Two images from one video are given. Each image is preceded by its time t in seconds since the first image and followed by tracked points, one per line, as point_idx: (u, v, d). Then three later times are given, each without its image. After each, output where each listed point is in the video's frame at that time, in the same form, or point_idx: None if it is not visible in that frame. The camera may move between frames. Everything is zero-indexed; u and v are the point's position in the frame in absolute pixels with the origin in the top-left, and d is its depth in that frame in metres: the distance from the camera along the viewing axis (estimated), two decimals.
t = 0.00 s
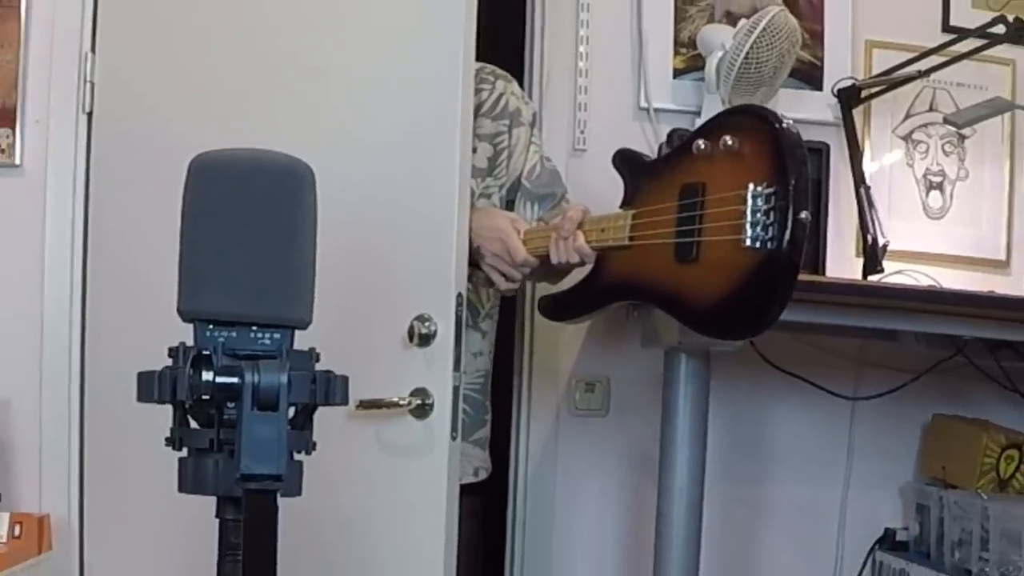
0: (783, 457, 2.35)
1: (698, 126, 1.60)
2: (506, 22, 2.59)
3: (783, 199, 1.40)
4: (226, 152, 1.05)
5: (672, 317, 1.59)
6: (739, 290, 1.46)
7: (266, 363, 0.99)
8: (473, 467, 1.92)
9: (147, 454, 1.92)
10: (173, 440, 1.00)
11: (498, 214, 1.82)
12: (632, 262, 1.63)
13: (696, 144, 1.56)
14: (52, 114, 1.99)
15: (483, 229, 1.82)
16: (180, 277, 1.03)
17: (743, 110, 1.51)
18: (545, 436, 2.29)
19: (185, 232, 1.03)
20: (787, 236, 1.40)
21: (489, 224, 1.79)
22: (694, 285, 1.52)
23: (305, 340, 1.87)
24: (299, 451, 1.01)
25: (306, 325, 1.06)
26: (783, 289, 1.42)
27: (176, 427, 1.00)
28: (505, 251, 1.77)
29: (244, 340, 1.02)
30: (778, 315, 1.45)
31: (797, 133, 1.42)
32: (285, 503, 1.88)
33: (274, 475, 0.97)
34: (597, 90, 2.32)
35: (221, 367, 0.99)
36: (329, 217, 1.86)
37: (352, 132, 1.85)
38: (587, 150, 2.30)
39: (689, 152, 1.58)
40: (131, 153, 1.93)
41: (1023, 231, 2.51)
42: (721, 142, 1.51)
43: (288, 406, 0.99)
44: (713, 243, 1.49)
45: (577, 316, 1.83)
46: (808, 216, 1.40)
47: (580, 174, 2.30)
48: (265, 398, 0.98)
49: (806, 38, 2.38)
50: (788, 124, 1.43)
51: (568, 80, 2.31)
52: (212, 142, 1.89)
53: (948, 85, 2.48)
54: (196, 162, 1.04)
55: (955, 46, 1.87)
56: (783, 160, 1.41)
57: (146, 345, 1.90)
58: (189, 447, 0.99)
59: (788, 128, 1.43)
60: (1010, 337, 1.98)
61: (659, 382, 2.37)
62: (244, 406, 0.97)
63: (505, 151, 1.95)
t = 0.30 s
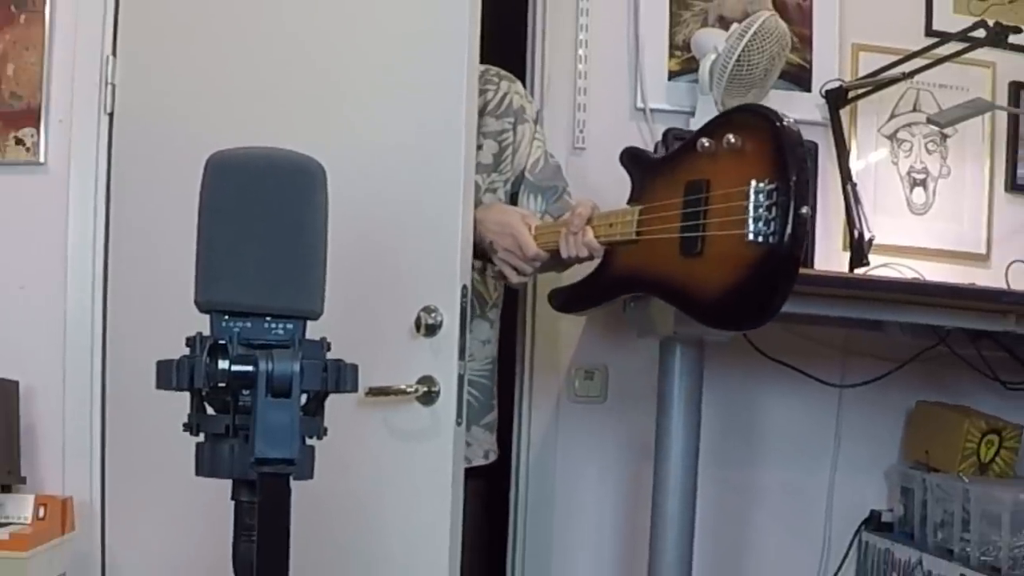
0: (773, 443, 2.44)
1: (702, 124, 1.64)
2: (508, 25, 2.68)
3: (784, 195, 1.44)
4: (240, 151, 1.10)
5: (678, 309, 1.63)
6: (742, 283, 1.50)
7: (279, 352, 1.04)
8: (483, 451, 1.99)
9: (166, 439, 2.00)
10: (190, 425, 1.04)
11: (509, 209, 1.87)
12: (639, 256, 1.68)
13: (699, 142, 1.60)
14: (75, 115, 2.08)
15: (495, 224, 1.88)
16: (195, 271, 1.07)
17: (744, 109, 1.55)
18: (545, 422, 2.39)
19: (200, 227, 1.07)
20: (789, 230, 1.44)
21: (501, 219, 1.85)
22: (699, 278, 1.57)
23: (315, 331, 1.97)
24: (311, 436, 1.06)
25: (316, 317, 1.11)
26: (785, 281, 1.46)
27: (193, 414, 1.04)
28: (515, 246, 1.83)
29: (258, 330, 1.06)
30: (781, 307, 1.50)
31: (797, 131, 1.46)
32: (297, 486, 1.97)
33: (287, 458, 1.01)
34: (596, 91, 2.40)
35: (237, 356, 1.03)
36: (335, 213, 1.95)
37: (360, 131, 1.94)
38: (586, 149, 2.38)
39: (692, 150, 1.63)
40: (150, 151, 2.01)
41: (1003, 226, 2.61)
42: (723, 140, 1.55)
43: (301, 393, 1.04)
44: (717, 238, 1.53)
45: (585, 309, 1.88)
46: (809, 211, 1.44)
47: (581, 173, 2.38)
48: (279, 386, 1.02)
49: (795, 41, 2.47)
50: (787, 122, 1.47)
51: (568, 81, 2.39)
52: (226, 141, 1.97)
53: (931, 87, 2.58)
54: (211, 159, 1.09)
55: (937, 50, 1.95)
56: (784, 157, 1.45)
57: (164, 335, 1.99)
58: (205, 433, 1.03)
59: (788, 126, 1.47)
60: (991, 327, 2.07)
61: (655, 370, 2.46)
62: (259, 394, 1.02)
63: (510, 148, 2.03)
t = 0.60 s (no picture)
0: (763, 428, 2.54)
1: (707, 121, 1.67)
2: (510, 27, 2.77)
3: (785, 187, 1.46)
4: (256, 149, 1.14)
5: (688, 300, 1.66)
6: (746, 273, 1.52)
7: (292, 341, 1.08)
8: (494, 434, 2.07)
9: (185, 424, 2.11)
10: (208, 411, 1.08)
11: (523, 206, 1.91)
12: (650, 249, 1.72)
13: (704, 137, 1.63)
14: (97, 117, 2.19)
15: (510, 221, 1.91)
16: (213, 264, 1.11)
17: (748, 105, 1.57)
18: (546, 407, 2.49)
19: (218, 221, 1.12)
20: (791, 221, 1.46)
21: (515, 217, 1.88)
22: (706, 269, 1.59)
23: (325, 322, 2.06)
24: (323, 422, 1.09)
25: (328, 308, 1.15)
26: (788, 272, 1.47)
27: (210, 401, 1.09)
28: (528, 241, 1.86)
29: (273, 320, 1.10)
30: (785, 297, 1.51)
31: (798, 124, 1.47)
32: (310, 469, 2.07)
33: (301, 443, 1.05)
34: (595, 91, 2.50)
35: (252, 344, 1.07)
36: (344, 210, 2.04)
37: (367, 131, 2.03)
38: (585, 147, 2.48)
39: (699, 145, 1.66)
40: (169, 151, 2.11)
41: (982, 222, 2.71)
42: (728, 135, 1.58)
43: (313, 380, 1.08)
44: (723, 230, 1.56)
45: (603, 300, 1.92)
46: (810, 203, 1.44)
47: (583, 170, 2.48)
48: (292, 373, 1.06)
49: (784, 45, 2.57)
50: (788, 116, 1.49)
51: (568, 83, 2.49)
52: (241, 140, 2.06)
53: (914, 89, 2.67)
54: (228, 157, 1.13)
55: (919, 52, 2.05)
56: (785, 150, 1.47)
57: (183, 325, 2.09)
58: (222, 419, 1.07)
59: (789, 119, 1.49)
60: (970, 317, 2.16)
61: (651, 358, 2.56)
62: (273, 381, 1.06)
63: (515, 143, 2.11)
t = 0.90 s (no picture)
0: (753, 414, 2.65)
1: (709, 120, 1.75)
2: (513, 30, 2.88)
3: (785, 185, 1.53)
4: (271, 148, 1.20)
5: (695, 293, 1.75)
6: (749, 268, 1.60)
7: (306, 330, 1.14)
8: (502, 417, 2.18)
9: (203, 409, 2.21)
10: (226, 395, 1.15)
11: (532, 202, 1.98)
12: (659, 244, 1.80)
13: (707, 136, 1.71)
14: (120, 118, 2.31)
15: (521, 217, 1.98)
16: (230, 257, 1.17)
17: (749, 105, 1.65)
18: (547, 393, 2.60)
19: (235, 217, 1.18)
20: (790, 218, 1.53)
21: (526, 213, 1.95)
22: (711, 264, 1.68)
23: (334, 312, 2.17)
24: (334, 407, 1.16)
25: (339, 298, 1.21)
26: (789, 267, 1.55)
27: (228, 386, 1.15)
28: (540, 237, 1.93)
29: (287, 310, 1.16)
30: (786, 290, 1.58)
31: (797, 124, 1.55)
32: (322, 452, 2.18)
33: (313, 427, 1.11)
34: (593, 92, 2.60)
35: (267, 333, 1.13)
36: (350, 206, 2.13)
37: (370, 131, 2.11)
38: (584, 146, 2.58)
39: (704, 144, 1.74)
40: (186, 150, 2.23)
41: (961, 217, 2.82)
42: (730, 134, 1.66)
43: (326, 367, 1.14)
44: (727, 226, 1.64)
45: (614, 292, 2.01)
46: (809, 200, 1.52)
47: (583, 168, 2.59)
48: (305, 360, 1.12)
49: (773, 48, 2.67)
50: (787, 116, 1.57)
51: (568, 84, 2.60)
52: (256, 140, 2.17)
53: (897, 90, 2.77)
54: (245, 155, 1.19)
55: (902, 56, 2.15)
56: (784, 150, 1.54)
57: (201, 315, 2.20)
58: (239, 402, 1.13)
59: (788, 119, 1.57)
60: (952, 308, 2.26)
61: (646, 346, 2.67)
62: (288, 368, 1.12)
63: (518, 139, 2.20)
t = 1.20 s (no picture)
0: (743, 400, 2.77)
1: (717, 115, 1.83)
2: (515, 31, 3.00)
3: (791, 174, 1.59)
4: (286, 148, 1.32)
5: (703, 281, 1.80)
6: (756, 255, 1.65)
7: (319, 320, 1.23)
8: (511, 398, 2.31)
9: (222, 395, 2.34)
10: (244, 381, 1.25)
11: (545, 196, 2.09)
12: (670, 234, 1.87)
13: (717, 130, 1.78)
14: (143, 120, 2.43)
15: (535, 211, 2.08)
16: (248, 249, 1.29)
17: (757, 99, 1.71)
18: (548, 378, 2.72)
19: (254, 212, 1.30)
20: (797, 206, 1.58)
21: (539, 206, 2.06)
22: (718, 253, 1.73)
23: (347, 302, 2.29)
24: (345, 391, 1.26)
25: (349, 288, 1.33)
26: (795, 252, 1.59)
27: (246, 372, 1.25)
28: (553, 228, 2.04)
29: (300, 300, 1.27)
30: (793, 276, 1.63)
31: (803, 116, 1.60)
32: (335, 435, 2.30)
33: (326, 410, 1.21)
34: (592, 94, 2.72)
35: (283, 323, 1.23)
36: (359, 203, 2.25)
37: (379, 131, 2.22)
38: (583, 144, 2.70)
39: (713, 138, 1.81)
40: (205, 151, 2.35)
41: (942, 212, 2.94)
42: (738, 128, 1.72)
43: (337, 354, 1.23)
44: (734, 215, 1.69)
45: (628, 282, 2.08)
46: (815, 189, 1.58)
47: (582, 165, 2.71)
48: (318, 347, 1.21)
49: (762, 52, 2.79)
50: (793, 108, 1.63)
51: (567, 86, 2.71)
52: (272, 139, 2.29)
53: (880, 92, 2.89)
54: (263, 155, 1.31)
55: (884, 59, 2.26)
56: (791, 140, 1.60)
57: (220, 307, 2.32)
58: (256, 387, 1.23)
59: (795, 111, 1.62)
60: (932, 298, 2.37)
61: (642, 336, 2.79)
62: (302, 355, 1.21)
63: (518, 134, 2.33)
